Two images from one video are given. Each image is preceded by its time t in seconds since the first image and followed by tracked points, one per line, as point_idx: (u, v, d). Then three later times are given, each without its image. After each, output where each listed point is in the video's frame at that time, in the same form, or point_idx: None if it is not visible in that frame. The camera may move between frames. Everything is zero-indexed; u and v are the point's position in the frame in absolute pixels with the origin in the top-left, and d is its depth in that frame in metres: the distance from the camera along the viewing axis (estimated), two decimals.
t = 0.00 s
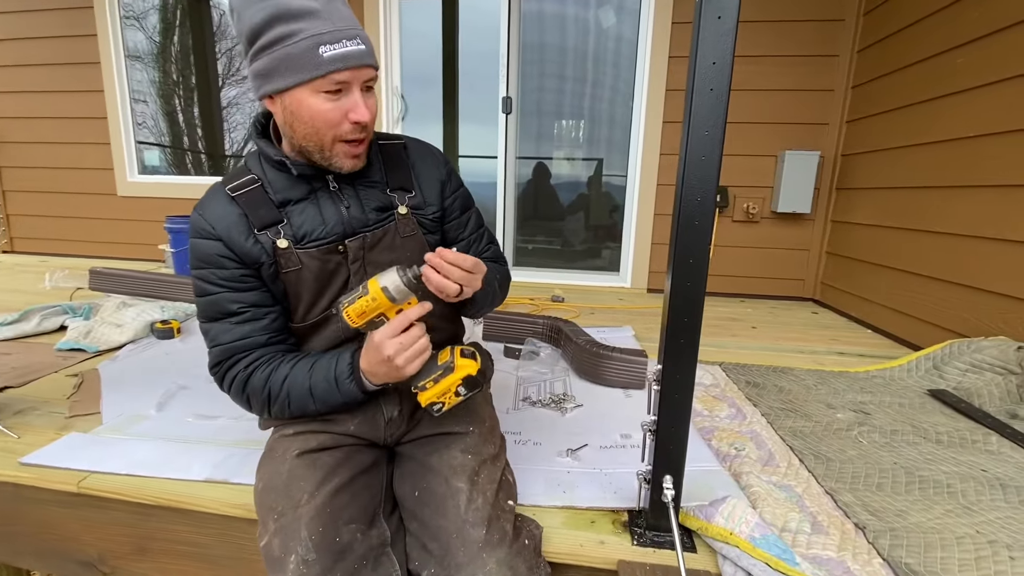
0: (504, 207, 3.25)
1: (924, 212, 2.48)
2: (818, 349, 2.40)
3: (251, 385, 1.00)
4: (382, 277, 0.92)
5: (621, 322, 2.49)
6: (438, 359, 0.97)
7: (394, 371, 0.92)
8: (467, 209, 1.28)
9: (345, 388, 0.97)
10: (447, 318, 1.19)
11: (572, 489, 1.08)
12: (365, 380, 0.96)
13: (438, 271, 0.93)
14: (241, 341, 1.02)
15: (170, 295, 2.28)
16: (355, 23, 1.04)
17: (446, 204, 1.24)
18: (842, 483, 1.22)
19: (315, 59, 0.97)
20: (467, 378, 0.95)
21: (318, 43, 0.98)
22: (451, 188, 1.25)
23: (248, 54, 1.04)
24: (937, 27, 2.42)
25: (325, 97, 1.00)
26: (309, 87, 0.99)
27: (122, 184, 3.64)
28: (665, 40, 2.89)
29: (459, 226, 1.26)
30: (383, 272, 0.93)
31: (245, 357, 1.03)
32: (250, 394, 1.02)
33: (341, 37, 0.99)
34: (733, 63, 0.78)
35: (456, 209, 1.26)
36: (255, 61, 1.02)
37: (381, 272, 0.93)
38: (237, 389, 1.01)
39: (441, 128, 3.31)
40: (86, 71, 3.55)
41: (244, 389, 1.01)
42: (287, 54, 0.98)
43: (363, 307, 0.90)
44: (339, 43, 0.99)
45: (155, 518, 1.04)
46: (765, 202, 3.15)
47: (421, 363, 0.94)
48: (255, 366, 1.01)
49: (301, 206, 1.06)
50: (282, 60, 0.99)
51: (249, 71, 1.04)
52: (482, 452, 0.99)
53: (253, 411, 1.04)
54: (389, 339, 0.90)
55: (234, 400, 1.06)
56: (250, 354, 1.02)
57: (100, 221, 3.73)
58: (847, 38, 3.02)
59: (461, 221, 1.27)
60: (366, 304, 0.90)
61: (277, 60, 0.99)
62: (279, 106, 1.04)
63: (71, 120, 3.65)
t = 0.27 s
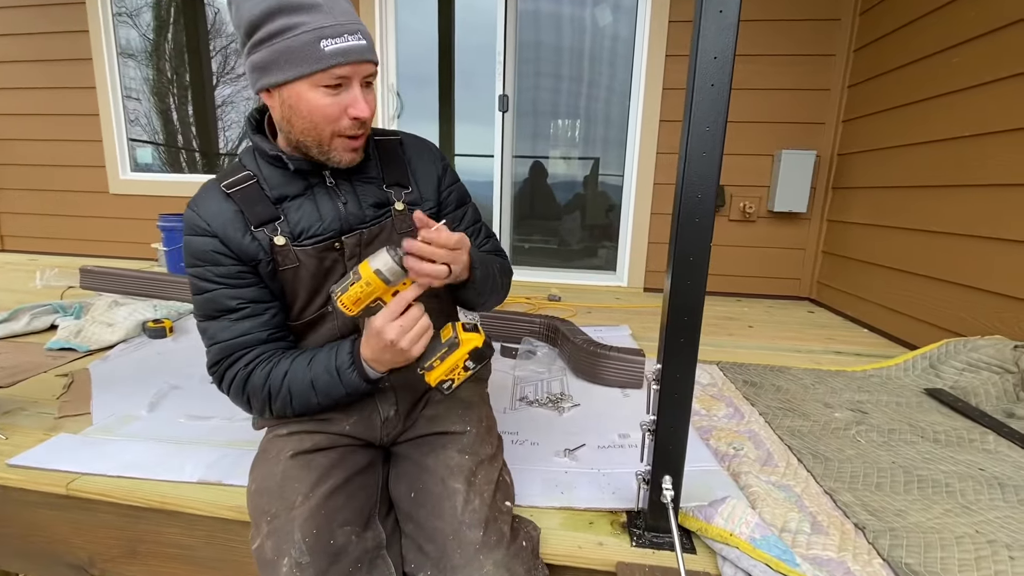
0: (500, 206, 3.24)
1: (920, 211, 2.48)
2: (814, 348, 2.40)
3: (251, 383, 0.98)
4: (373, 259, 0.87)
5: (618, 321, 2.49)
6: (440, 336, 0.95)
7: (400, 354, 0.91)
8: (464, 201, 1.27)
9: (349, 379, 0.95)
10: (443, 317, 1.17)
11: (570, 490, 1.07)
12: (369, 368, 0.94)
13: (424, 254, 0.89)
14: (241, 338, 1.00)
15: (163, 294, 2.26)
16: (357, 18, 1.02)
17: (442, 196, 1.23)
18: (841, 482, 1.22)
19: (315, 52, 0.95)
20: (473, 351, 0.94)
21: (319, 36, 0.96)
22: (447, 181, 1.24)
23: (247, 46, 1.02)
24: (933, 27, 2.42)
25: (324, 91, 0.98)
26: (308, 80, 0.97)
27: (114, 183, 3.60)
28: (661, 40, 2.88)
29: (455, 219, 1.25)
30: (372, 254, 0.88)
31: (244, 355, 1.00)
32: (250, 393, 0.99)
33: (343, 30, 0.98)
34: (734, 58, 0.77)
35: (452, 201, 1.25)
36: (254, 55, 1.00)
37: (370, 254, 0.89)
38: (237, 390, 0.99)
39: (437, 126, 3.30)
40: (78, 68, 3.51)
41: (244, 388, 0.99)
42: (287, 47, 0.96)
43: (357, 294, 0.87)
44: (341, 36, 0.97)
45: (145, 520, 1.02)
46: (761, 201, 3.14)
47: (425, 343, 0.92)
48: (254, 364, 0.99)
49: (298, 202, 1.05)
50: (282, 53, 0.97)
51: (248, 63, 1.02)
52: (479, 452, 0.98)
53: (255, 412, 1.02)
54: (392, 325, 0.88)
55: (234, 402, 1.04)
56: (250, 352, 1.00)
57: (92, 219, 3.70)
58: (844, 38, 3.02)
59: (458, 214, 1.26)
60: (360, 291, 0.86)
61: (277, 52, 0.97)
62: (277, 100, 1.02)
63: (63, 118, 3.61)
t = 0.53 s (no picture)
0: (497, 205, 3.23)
1: (915, 211, 2.48)
2: (811, 348, 2.40)
3: (246, 386, 0.97)
4: (359, 245, 0.87)
5: (615, 321, 2.48)
6: (434, 322, 0.94)
7: (395, 344, 0.89)
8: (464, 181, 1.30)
9: (342, 373, 0.93)
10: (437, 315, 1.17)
11: (567, 491, 1.07)
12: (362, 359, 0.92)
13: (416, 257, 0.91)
14: (234, 341, 0.99)
15: (158, 294, 2.24)
16: (369, 41, 1.00)
17: (441, 186, 1.26)
18: (838, 482, 1.22)
19: (330, 81, 0.94)
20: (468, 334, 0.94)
21: (335, 63, 0.94)
22: (441, 167, 1.27)
23: (250, 50, 0.97)
24: (929, 27, 2.43)
25: (331, 113, 0.97)
26: (316, 103, 0.95)
27: (108, 182, 3.58)
28: (659, 39, 2.88)
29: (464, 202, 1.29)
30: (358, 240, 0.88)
31: (238, 358, 0.99)
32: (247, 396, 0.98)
33: (357, 59, 0.96)
34: (732, 57, 0.77)
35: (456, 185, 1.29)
36: (259, 65, 0.96)
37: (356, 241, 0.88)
38: (233, 395, 0.98)
39: (433, 126, 3.29)
40: (71, 67, 3.48)
41: (240, 392, 0.98)
42: (300, 68, 0.93)
43: (345, 282, 0.86)
44: (356, 65, 0.96)
45: (137, 523, 1.01)
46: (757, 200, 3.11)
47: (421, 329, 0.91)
48: (247, 366, 0.98)
49: (287, 203, 1.04)
50: (293, 73, 0.94)
51: (249, 69, 0.98)
52: (473, 454, 0.98)
53: (254, 415, 1.01)
54: (387, 311, 0.86)
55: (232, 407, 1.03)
56: (243, 354, 0.99)
57: (86, 218, 3.67)
58: (840, 38, 3.02)
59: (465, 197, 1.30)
60: (349, 279, 0.86)
61: (288, 71, 0.94)
62: (278, 111, 0.99)
63: (56, 116, 3.58)
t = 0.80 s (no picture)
0: (494, 205, 3.23)
1: (912, 210, 2.49)
2: (808, 347, 2.40)
3: (241, 387, 0.96)
4: (352, 247, 0.85)
5: (613, 320, 2.48)
6: (429, 327, 0.93)
7: (387, 347, 0.88)
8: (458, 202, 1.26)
9: (337, 374, 0.92)
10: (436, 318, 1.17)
11: (565, 491, 1.06)
12: (355, 359, 0.91)
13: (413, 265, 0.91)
14: (230, 342, 0.98)
15: (153, 294, 2.23)
16: (373, 42, 1.00)
17: (438, 201, 1.22)
18: (835, 482, 1.22)
19: (335, 82, 0.94)
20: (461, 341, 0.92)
21: (340, 65, 0.94)
22: (439, 183, 1.23)
23: (252, 49, 0.95)
24: (925, 27, 2.43)
25: (335, 115, 0.97)
26: (321, 105, 0.95)
27: (103, 181, 3.56)
28: (655, 39, 2.88)
29: (457, 224, 1.25)
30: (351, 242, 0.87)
31: (234, 359, 0.98)
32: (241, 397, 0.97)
33: (363, 61, 0.96)
34: (730, 56, 0.77)
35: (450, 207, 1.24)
36: (262, 67, 0.95)
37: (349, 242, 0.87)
38: (228, 396, 0.98)
39: (430, 125, 3.28)
40: (65, 66, 3.46)
41: (236, 393, 0.97)
42: (305, 70, 0.93)
43: (336, 284, 0.85)
44: (361, 67, 0.96)
45: (131, 525, 1.00)
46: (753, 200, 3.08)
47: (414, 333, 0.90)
48: (242, 367, 0.97)
49: (287, 203, 1.03)
50: (298, 75, 0.93)
51: (251, 68, 0.97)
52: (472, 454, 0.97)
53: (248, 416, 1.00)
54: (378, 314, 0.85)
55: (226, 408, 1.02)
56: (239, 354, 0.98)
57: (80, 218, 3.65)
58: (837, 38, 3.03)
59: (459, 220, 1.26)
60: (340, 281, 0.85)
61: (293, 72, 0.93)
62: (281, 112, 0.98)
63: (50, 116, 3.56)
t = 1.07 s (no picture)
0: (492, 206, 3.22)
1: (909, 212, 2.49)
2: (805, 348, 2.40)
3: (235, 388, 0.96)
4: (349, 252, 0.85)
5: (610, 322, 2.47)
6: (423, 335, 0.92)
7: (380, 354, 0.87)
8: (456, 214, 1.24)
9: (331, 378, 0.91)
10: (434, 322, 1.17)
11: (563, 495, 1.06)
12: (349, 364, 0.90)
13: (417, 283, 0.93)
14: (226, 343, 0.98)
15: (149, 296, 2.22)
16: (373, 41, 0.98)
17: (435, 209, 1.19)
18: (833, 484, 1.21)
19: (330, 79, 0.92)
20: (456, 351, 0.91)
21: (335, 62, 0.92)
22: (439, 191, 1.21)
23: (251, 46, 0.95)
24: (923, 29, 2.43)
25: (331, 113, 0.95)
26: (316, 102, 0.93)
27: (98, 182, 3.54)
28: (653, 40, 2.88)
29: (452, 237, 1.23)
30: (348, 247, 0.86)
31: (229, 360, 0.98)
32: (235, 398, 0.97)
33: (360, 59, 0.94)
34: (728, 59, 0.76)
35: (445, 222, 1.22)
36: (260, 63, 0.95)
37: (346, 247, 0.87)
38: (222, 396, 0.97)
39: (428, 126, 3.27)
40: (61, 66, 3.45)
41: (229, 394, 0.97)
42: (300, 67, 0.92)
43: (331, 288, 0.85)
44: (357, 65, 0.94)
45: (125, 530, 1.00)
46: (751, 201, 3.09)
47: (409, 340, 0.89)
48: (237, 368, 0.97)
49: (286, 204, 1.02)
50: (293, 72, 0.92)
51: (250, 65, 0.97)
52: (469, 458, 0.96)
53: (242, 417, 0.99)
54: (372, 320, 0.84)
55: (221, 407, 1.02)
56: (234, 355, 0.98)
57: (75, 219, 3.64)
58: (834, 39, 3.03)
59: (454, 232, 1.23)
60: (335, 285, 0.85)
61: (288, 69, 0.93)
62: (278, 110, 0.97)
63: (46, 116, 3.55)
